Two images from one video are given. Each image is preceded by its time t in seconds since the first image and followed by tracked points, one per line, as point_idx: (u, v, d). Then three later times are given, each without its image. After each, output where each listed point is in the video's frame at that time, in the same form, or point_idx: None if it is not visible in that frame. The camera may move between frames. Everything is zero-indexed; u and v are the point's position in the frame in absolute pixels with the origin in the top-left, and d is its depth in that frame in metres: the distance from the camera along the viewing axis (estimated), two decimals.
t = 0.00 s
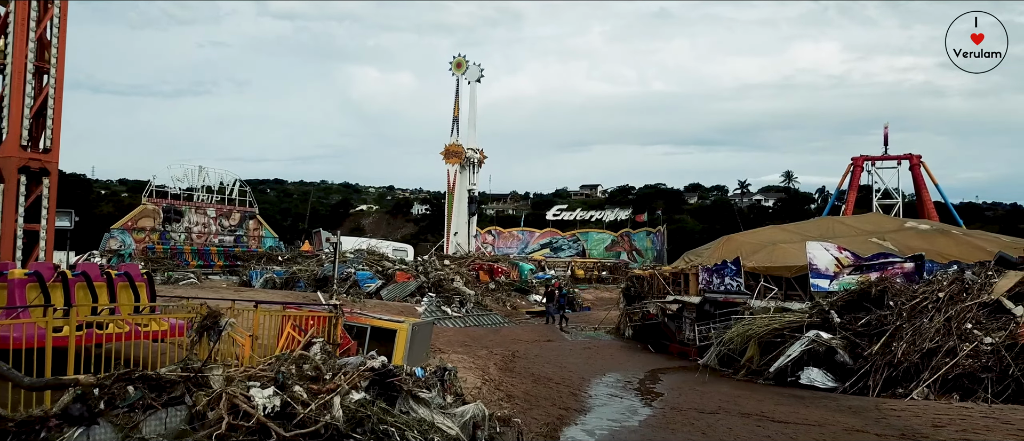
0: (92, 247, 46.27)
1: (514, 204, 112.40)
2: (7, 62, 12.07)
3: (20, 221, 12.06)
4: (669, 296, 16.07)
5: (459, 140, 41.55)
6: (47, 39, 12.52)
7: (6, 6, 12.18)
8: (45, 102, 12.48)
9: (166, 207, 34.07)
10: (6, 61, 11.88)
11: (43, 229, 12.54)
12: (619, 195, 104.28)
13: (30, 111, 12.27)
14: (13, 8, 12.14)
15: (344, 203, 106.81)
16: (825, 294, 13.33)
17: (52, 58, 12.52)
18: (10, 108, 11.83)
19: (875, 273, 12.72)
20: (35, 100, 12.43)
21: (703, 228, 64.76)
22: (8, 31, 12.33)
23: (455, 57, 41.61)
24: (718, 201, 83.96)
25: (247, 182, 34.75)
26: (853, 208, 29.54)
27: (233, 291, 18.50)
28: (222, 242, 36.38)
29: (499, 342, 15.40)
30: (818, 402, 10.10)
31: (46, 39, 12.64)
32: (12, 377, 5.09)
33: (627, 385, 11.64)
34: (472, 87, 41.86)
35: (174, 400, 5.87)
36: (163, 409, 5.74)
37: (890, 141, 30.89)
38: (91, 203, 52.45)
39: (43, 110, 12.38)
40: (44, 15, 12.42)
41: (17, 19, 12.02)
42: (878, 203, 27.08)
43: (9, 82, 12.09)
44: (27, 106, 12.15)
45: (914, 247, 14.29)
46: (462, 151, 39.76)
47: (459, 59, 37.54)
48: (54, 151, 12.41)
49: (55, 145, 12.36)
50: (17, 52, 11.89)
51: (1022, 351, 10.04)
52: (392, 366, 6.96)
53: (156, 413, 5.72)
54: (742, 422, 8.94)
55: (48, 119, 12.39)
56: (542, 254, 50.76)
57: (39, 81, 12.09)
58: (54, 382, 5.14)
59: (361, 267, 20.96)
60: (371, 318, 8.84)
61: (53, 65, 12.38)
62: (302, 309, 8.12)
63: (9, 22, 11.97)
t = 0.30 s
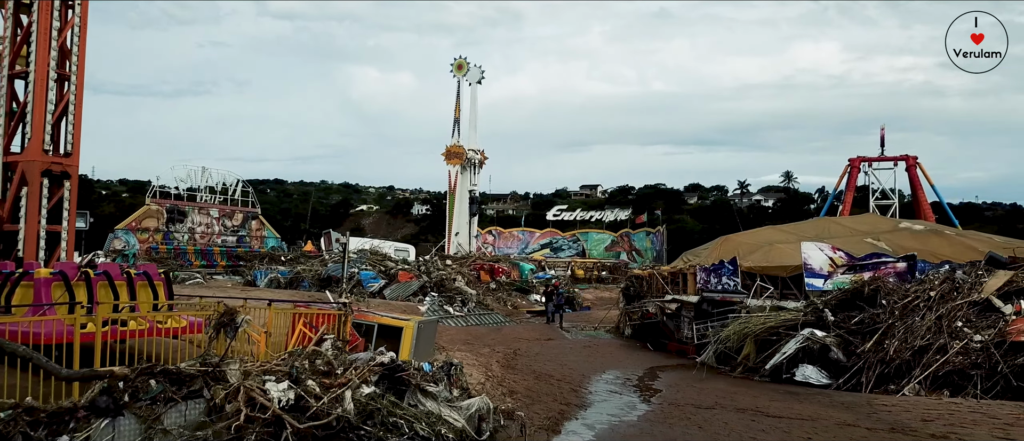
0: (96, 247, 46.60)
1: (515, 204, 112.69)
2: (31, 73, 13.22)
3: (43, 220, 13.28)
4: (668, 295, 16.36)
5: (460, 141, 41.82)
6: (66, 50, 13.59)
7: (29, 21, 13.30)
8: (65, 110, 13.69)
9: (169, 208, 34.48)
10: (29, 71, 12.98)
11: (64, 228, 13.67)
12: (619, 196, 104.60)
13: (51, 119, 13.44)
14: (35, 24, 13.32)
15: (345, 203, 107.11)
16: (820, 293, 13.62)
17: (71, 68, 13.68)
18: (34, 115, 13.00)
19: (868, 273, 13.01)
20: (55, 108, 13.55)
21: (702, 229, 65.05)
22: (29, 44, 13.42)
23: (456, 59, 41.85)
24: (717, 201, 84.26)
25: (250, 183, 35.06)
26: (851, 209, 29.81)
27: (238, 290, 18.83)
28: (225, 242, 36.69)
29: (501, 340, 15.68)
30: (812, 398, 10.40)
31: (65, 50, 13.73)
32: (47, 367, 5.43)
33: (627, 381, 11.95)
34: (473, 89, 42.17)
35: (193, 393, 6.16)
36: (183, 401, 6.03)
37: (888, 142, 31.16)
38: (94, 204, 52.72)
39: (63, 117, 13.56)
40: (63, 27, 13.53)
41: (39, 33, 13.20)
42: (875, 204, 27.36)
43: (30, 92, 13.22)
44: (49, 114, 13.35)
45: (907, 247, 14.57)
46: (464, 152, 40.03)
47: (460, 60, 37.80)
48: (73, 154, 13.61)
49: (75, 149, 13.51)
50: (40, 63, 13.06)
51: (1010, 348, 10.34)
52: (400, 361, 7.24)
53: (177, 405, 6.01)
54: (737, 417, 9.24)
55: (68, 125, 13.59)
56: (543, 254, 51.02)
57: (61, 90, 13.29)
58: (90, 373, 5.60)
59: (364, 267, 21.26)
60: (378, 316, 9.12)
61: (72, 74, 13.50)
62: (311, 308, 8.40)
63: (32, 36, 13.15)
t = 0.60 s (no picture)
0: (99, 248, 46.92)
1: (515, 204, 112.99)
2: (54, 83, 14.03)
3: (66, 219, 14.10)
4: (667, 295, 16.66)
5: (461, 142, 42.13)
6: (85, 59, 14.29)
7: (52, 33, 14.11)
8: (85, 117, 14.52)
9: (173, 208, 34.76)
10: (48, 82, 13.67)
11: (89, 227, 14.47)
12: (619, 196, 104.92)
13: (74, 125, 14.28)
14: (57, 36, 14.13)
15: (346, 203, 107.42)
16: (815, 292, 13.92)
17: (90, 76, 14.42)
18: (57, 122, 13.76)
19: (863, 272, 13.31)
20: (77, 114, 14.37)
21: (702, 229, 65.32)
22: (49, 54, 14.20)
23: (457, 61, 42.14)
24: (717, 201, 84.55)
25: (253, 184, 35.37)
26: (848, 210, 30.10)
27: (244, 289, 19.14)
28: (228, 242, 37.00)
29: (503, 339, 15.98)
30: (807, 394, 10.69)
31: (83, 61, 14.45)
32: (82, 360, 5.65)
33: (626, 378, 12.27)
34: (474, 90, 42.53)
35: (211, 387, 6.45)
36: (203, 394, 6.33)
37: (886, 143, 31.45)
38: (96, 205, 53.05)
39: (83, 123, 14.34)
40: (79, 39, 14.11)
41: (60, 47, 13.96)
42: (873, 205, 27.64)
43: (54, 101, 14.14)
44: (71, 121, 14.21)
45: (902, 248, 14.85)
46: (465, 153, 40.36)
47: (461, 62, 38.07)
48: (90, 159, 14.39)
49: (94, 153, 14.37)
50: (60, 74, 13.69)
51: (999, 345, 10.65)
52: (409, 356, 7.54)
53: (197, 398, 6.31)
54: (734, 412, 9.53)
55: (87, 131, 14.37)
56: (544, 254, 51.32)
57: (82, 99, 14.09)
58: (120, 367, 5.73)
59: (367, 267, 21.56)
60: (385, 314, 9.41)
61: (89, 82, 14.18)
62: (321, 306, 8.69)
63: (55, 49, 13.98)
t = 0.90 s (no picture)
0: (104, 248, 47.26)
1: (516, 204, 113.31)
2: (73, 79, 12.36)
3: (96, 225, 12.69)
4: (667, 294, 16.99)
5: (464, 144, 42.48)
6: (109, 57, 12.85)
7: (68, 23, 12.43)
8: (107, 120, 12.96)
9: (178, 209, 35.08)
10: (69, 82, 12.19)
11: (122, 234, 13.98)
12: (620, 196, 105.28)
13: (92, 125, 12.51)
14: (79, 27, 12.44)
15: (347, 204, 107.76)
16: (811, 291, 14.26)
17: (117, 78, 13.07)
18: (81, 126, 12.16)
19: (857, 272, 13.66)
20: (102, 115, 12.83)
21: (702, 229, 65.67)
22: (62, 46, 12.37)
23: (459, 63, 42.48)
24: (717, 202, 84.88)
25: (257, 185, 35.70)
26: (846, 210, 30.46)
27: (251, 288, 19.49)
28: (232, 243, 37.36)
29: (506, 337, 16.32)
30: (801, 390, 11.02)
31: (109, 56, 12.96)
32: (119, 354, 6.01)
33: (627, 375, 12.64)
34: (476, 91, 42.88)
35: (232, 381, 6.77)
36: (224, 388, 6.65)
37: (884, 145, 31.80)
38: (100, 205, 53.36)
39: (108, 126, 12.81)
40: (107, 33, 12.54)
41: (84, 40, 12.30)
42: (870, 205, 27.98)
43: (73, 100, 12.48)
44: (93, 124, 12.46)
45: (896, 248, 15.20)
46: (467, 155, 40.73)
47: (463, 64, 38.41)
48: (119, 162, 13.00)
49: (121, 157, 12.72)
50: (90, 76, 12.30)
51: (988, 343, 10.98)
52: (419, 352, 7.89)
53: (218, 391, 6.62)
54: (731, 406, 9.85)
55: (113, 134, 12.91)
56: (545, 254, 51.66)
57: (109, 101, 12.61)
58: (152, 361, 6.23)
59: (372, 267, 21.90)
60: (394, 312, 9.76)
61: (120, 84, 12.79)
62: (333, 304, 9.03)
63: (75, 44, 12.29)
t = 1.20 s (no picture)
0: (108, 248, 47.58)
1: (516, 204, 113.62)
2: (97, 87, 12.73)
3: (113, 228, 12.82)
4: (666, 294, 17.28)
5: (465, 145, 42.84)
6: (128, 64, 13.02)
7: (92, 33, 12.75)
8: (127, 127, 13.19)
9: (182, 209, 35.47)
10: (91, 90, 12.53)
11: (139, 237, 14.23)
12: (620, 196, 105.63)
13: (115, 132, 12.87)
14: (99, 36, 12.70)
15: (348, 204, 108.10)
16: (807, 290, 14.47)
17: (135, 85, 13.21)
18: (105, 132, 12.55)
19: (851, 272, 13.97)
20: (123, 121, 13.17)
21: (702, 229, 65.97)
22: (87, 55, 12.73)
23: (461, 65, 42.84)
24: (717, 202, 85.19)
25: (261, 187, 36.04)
26: (844, 211, 30.81)
27: (258, 288, 19.81)
28: (236, 243, 37.68)
29: (509, 336, 16.65)
30: (796, 387, 11.34)
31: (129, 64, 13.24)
32: (148, 349, 6.32)
33: (627, 372, 12.96)
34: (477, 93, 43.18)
35: (249, 376, 7.08)
36: (242, 382, 6.98)
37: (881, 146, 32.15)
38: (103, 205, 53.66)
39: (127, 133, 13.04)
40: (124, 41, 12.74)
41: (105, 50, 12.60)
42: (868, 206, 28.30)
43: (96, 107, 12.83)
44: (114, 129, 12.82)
45: (890, 248, 15.51)
46: (469, 156, 41.03)
47: (465, 66, 38.77)
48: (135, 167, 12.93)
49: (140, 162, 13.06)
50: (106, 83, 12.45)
51: (979, 341, 11.28)
52: (427, 349, 8.22)
53: (236, 386, 6.94)
54: (728, 402, 10.17)
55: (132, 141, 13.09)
56: (545, 254, 51.96)
57: (127, 107, 12.74)
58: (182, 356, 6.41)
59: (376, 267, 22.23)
60: (401, 311, 10.07)
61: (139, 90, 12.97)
62: (342, 303, 9.33)
63: (98, 53, 12.65)
